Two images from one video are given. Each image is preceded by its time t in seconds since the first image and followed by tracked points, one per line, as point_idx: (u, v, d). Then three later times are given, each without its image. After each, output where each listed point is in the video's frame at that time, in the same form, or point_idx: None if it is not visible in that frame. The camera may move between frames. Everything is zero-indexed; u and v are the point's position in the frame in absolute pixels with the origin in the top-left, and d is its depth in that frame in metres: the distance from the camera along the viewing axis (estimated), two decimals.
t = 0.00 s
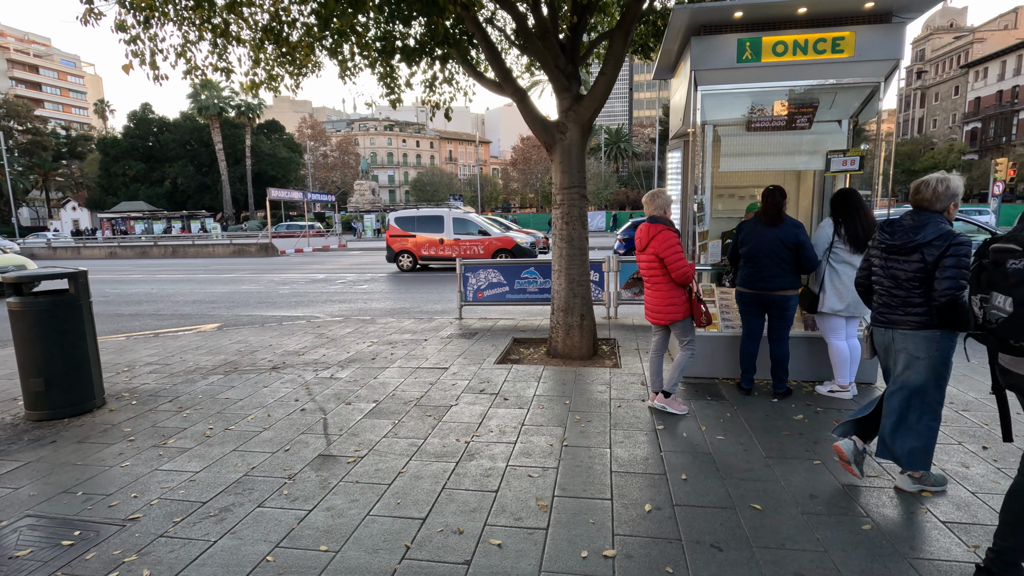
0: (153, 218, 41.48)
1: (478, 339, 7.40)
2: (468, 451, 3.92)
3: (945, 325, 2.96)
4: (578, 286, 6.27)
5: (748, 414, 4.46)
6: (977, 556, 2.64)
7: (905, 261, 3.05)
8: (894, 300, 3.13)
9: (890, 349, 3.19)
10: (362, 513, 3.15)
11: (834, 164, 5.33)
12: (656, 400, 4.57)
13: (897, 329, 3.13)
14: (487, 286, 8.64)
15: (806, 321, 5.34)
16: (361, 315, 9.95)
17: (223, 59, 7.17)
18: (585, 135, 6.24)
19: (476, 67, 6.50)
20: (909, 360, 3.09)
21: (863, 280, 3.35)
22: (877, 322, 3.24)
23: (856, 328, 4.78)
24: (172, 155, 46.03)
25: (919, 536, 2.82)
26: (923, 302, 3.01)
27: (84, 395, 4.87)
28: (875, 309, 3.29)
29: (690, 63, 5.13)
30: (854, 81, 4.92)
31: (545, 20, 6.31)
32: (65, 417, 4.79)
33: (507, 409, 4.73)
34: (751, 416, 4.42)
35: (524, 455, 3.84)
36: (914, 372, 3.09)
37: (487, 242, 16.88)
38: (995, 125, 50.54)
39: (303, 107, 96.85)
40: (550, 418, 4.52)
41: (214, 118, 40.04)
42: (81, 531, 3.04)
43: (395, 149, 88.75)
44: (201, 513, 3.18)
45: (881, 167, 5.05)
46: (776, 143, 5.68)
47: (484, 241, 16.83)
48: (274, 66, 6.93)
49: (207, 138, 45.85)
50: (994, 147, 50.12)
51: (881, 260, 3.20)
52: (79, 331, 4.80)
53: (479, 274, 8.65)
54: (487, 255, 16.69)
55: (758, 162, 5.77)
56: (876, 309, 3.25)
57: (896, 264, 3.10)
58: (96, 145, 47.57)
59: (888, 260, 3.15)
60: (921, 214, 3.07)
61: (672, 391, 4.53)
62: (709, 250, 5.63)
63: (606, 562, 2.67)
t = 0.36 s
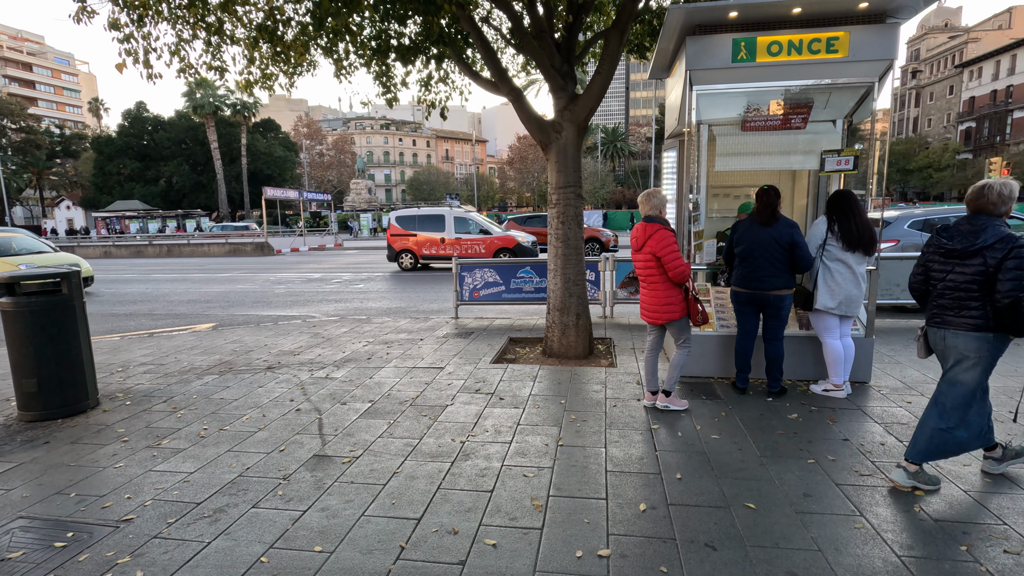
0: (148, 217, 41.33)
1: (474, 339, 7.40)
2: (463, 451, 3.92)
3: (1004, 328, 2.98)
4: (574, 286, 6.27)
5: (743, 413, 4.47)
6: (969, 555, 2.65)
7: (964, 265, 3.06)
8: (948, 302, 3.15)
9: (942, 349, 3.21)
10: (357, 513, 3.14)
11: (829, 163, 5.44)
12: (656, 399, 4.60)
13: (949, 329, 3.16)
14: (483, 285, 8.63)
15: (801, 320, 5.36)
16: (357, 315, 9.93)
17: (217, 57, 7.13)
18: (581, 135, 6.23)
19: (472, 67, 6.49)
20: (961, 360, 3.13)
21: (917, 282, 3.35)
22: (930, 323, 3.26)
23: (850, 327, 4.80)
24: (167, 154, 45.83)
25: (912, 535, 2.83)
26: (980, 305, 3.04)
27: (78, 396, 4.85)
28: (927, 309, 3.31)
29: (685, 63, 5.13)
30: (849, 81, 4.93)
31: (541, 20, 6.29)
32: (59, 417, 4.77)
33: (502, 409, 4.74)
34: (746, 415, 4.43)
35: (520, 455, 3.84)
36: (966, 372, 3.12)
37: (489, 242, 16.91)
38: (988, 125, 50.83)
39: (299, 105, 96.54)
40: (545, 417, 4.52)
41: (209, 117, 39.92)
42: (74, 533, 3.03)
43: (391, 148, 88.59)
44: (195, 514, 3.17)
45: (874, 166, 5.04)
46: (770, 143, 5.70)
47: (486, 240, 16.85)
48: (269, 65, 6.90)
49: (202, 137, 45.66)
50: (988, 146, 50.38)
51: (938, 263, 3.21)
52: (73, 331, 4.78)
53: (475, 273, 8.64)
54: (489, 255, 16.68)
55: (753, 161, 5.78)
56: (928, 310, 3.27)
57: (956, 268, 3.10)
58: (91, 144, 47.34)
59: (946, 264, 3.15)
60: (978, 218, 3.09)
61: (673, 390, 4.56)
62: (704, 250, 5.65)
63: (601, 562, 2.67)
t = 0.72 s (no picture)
0: (144, 216, 41.15)
1: (470, 338, 7.38)
2: (460, 451, 3.91)
3: None
4: (570, 285, 6.26)
5: (740, 412, 4.47)
6: (966, 553, 2.65)
7: None
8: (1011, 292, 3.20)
9: (1004, 338, 3.26)
10: (353, 514, 3.12)
11: (824, 163, 5.40)
12: (656, 400, 4.59)
13: (1011, 318, 3.22)
14: (479, 285, 8.62)
15: (797, 319, 5.36)
16: (353, 315, 9.89)
17: (212, 56, 7.10)
18: (577, 133, 6.22)
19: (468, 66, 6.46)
20: None
21: (973, 271, 3.39)
22: (990, 313, 3.31)
23: (847, 326, 4.80)
24: (162, 154, 45.63)
25: (909, 533, 2.84)
26: None
27: (72, 396, 4.82)
28: (986, 301, 3.36)
29: (681, 61, 5.12)
30: (844, 79, 4.96)
31: (537, 18, 6.27)
32: (52, 418, 4.74)
33: (499, 409, 4.73)
34: (742, 414, 4.43)
35: (516, 454, 3.84)
36: None
37: (496, 241, 16.92)
38: (983, 125, 51.08)
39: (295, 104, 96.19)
40: (542, 417, 4.51)
41: (204, 116, 39.78)
42: (68, 534, 3.00)
43: (388, 147, 88.42)
44: (190, 516, 3.15)
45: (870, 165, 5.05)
46: (767, 142, 5.70)
47: (492, 237, 16.78)
48: (264, 64, 6.88)
49: (197, 136, 45.46)
50: (981, 145, 50.65)
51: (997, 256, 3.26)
52: (66, 332, 4.74)
53: (471, 273, 8.63)
54: (496, 254, 16.69)
55: (749, 160, 5.78)
56: (987, 299, 3.33)
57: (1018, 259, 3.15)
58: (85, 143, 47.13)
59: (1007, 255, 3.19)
60: None
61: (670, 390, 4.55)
62: (701, 248, 5.65)
63: (599, 561, 2.67)
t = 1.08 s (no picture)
0: (138, 215, 40.86)
1: (467, 337, 7.37)
2: (458, 450, 3.90)
3: None
4: (568, 283, 6.26)
5: (738, 410, 4.48)
6: (963, 549, 2.66)
7: None
8: None
9: None
10: (351, 513, 3.11)
11: (821, 161, 5.40)
12: (653, 399, 4.58)
13: None
14: (476, 284, 8.61)
15: (794, 317, 5.37)
16: (349, 314, 9.87)
17: (207, 53, 7.07)
18: (574, 132, 6.22)
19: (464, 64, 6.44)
20: None
21: None
22: None
23: (843, 323, 4.81)
24: (156, 153, 45.38)
25: (906, 529, 2.85)
26: None
27: (66, 397, 4.78)
28: None
29: (678, 60, 5.12)
30: (839, 77, 4.97)
31: (533, 17, 6.27)
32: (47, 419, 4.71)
33: (497, 407, 4.72)
34: (740, 412, 4.44)
35: (515, 453, 3.83)
36: None
37: (510, 240, 16.99)
38: (975, 124, 51.35)
39: (291, 103, 95.83)
40: (540, 416, 4.51)
41: (199, 115, 39.60)
42: (63, 536, 2.98)
43: (384, 146, 88.22)
44: (187, 516, 3.13)
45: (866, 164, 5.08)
46: (764, 140, 5.70)
47: (507, 237, 16.82)
48: (260, 62, 6.85)
49: (192, 135, 45.24)
50: (974, 144, 50.95)
51: None
52: (60, 332, 4.70)
53: (468, 272, 8.62)
54: (511, 252, 16.74)
55: (746, 159, 5.79)
56: None
57: None
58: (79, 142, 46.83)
59: None
60: None
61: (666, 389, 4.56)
62: (698, 247, 5.65)
63: (597, 560, 2.66)
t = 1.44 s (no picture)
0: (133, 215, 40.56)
1: (463, 337, 7.36)
2: (454, 450, 3.89)
3: None
4: (564, 283, 6.26)
5: (733, 409, 4.49)
6: (958, 547, 2.67)
7: None
8: None
9: None
10: (347, 514, 3.10)
11: (816, 160, 5.40)
12: (650, 398, 4.59)
13: None
14: (472, 283, 8.59)
15: (789, 316, 5.39)
16: (344, 314, 9.84)
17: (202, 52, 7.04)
18: (570, 131, 6.21)
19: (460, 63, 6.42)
20: None
21: None
22: None
23: (838, 322, 4.82)
24: (150, 152, 45.14)
25: (900, 527, 2.86)
26: None
27: (60, 398, 4.75)
28: None
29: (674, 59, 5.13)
30: (833, 77, 4.98)
31: (529, 16, 6.26)
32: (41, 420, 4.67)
33: (493, 407, 4.72)
34: (735, 411, 4.44)
35: (511, 453, 3.83)
36: None
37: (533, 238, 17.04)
38: (968, 124, 51.65)
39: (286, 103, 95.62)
40: (536, 415, 4.51)
41: (193, 114, 39.42)
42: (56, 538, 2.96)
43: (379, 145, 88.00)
44: (182, 517, 3.12)
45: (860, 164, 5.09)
46: (759, 139, 5.72)
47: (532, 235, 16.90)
48: (254, 61, 6.82)
49: (186, 134, 45.06)
50: (967, 144, 51.25)
51: None
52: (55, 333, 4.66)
53: (464, 271, 8.60)
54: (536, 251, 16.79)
55: (742, 158, 5.80)
56: None
57: None
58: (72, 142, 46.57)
59: None
60: None
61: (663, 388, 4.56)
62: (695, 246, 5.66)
63: (594, 559, 2.66)
